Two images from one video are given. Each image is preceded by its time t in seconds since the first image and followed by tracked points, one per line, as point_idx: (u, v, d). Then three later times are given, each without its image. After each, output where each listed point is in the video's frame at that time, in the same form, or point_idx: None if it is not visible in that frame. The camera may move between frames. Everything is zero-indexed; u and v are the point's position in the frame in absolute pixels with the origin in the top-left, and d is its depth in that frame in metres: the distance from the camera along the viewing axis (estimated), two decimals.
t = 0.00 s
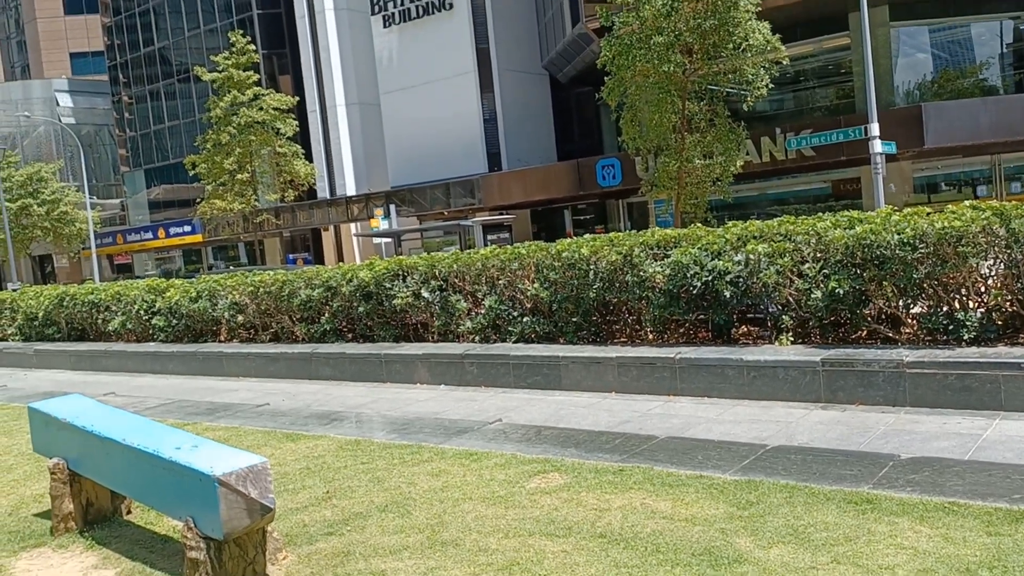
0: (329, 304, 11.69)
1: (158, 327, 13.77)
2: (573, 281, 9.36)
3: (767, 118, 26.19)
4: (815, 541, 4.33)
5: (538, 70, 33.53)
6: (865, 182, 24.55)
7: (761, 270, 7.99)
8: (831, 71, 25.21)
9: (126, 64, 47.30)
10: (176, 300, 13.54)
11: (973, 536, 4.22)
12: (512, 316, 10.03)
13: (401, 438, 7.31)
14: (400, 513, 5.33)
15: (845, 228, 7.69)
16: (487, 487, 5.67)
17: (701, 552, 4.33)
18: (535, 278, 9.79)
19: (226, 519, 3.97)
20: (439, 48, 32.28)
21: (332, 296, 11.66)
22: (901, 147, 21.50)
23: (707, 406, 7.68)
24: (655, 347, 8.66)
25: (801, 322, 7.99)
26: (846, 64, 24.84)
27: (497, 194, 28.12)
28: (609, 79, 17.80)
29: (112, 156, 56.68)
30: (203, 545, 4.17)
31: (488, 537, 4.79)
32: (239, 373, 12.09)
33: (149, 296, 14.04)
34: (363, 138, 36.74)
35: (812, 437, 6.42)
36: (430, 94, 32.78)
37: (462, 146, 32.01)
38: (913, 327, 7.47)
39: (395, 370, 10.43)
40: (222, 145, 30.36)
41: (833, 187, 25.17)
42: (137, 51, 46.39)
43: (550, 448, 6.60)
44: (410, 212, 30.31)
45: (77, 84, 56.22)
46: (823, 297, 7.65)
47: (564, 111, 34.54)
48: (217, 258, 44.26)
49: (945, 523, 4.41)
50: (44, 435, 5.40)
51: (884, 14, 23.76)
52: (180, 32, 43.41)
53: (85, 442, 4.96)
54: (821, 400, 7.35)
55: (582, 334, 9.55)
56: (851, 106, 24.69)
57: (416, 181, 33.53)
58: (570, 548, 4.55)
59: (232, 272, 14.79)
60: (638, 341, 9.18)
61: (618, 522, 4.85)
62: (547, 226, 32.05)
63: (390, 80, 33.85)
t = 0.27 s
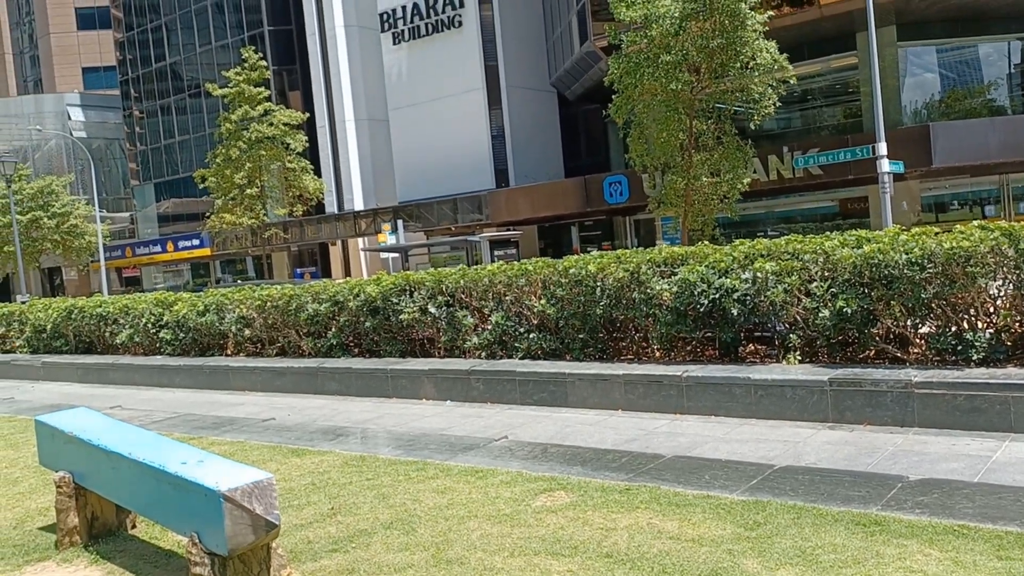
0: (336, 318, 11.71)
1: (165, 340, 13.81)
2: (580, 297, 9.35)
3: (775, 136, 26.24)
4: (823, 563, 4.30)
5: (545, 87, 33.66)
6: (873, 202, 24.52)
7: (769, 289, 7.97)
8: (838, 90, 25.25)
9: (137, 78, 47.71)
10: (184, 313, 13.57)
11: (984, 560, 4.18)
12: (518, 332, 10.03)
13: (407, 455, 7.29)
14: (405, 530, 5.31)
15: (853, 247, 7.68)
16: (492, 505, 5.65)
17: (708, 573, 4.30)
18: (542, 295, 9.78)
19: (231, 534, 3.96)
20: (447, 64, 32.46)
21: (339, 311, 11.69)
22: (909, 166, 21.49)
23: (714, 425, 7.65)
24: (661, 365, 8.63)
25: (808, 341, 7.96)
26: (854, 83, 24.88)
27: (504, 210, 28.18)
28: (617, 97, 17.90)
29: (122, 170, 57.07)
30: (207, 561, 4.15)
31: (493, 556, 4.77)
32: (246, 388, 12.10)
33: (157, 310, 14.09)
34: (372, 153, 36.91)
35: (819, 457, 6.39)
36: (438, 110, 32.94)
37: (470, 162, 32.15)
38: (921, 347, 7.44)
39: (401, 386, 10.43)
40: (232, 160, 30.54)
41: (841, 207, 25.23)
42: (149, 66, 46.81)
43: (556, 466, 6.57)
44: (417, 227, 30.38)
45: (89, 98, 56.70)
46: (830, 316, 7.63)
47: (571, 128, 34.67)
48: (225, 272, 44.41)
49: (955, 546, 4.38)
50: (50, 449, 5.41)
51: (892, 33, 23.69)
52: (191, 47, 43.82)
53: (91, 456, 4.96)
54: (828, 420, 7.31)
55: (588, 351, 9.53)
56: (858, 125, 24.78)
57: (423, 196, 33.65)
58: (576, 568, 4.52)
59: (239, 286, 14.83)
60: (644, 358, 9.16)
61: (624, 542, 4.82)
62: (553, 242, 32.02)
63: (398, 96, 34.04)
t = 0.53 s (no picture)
0: (340, 332, 11.71)
1: (169, 353, 13.82)
2: (584, 312, 9.34)
3: (779, 152, 26.28)
4: None
5: (550, 102, 33.80)
6: (878, 218, 24.65)
7: (774, 304, 7.95)
8: (843, 106, 25.31)
9: (145, 92, 48.01)
10: (188, 326, 13.58)
11: None
12: (522, 347, 10.01)
13: (410, 470, 7.27)
14: (408, 546, 5.28)
15: (858, 263, 7.67)
16: (495, 521, 5.62)
17: None
18: (545, 309, 9.76)
19: (234, 551, 3.94)
20: (453, 79, 32.61)
21: (343, 325, 11.69)
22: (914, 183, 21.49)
23: (718, 442, 7.61)
24: (665, 381, 8.61)
25: (814, 357, 7.93)
26: (858, 99, 24.94)
27: (509, 225, 28.23)
28: (621, 112, 17.99)
29: (128, 183, 57.35)
30: None
31: (496, 573, 4.74)
32: (249, 402, 12.09)
33: (161, 323, 14.10)
34: (377, 167, 37.03)
35: (824, 475, 6.35)
36: (443, 124, 33.06)
37: (475, 176, 32.26)
38: (927, 364, 7.41)
39: (405, 400, 10.41)
40: (238, 173, 30.67)
41: (845, 222, 25.20)
42: (156, 80, 47.12)
43: (560, 482, 6.55)
44: (422, 241, 30.43)
45: (95, 112, 57.02)
46: (836, 332, 7.61)
47: (576, 142, 34.74)
48: (230, 285, 44.49)
49: (962, 566, 4.33)
50: (54, 462, 5.41)
51: (897, 50, 23.95)
52: (199, 62, 44.12)
53: (94, 469, 4.95)
54: (834, 437, 7.27)
55: (593, 366, 9.51)
56: (862, 141, 24.69)
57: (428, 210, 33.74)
58: None
59: (244, 299, 14.85)
60: (649, 374, 9.13)
61: (628, 560, 4.79)
62: (558, 256, 32.07)
63: (403, 110, 34.17)
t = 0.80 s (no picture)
0: (343, 355, 11.70)
1: (172, 376, 13.81)
2: (587, 335, 9.33)
3: (781, 175, 26.35)
4: None
5: (553, 126, 34.01)
6: (881, 241, 24.68)
7: (777, 328, 7.93)
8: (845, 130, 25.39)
9: (151, 116, 48.38)
10: (191, 349, 13.59)
11: None
12: (525, 370, 10.00)
13: (413, 495, 7.23)
14: (411, 572, 5.24)
15: (862, 287, 7.67)
16: (499, 547, 5.58)
17: None
18: (548, 332, 9.76)
19: None
20: (457, 103, 32.81)
21: (346, 347, 11.68)
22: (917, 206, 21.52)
23: (723, 467, 7.56)
24: (669, 405, 8.58)
25: (818, 381, 7.91)
26: (860, 123, 25.05)
27: (511, 247, 28.27)
28: (624, 136, 18.11)
29: (133, 206, 57.65)
30: None
31: None
32: (252, 425, 12.06)
33: (164, 345, 14.11)
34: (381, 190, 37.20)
35: (829, 500, 6.31)
36: (447, 147, 33.24)
37: (478, 199, 32.40)
38: (931, 389, 7.38)
39: (407, 424, 10.38)
40: (243, 196, 30.82)
41: (848, 245, 25.25)
42: (162, 104, 47.49)
43: (563, 507, 6.52)
44: (425, 263, 30.47)
45: (102, 136, 57.46)
46: (839, 356, 7.59)
47: (579, 166, 34.94)
48: (233, 307, 44.54)
49: None
50: (56, 486, 5.39)
51: (897, 75, 23.96)
52: (205, 86, 44.50)
53: (96, 493, 4.93)
54: (839, 462, 7.23)
55: (596, 389, 9.48)
56: (864, 165, 25.03)
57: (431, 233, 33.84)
58: None
59: (247, 322, 14.85)
60: (652, 398, 9.11)
61: None
62: (561, 279, 32.08)
63: (407, 134, 34.36)
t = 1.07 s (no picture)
0: (345, 366, 11.69)
1: (174, 387, 13.80)
2: (589, 346, 9.32)
3: (783, 187, 26.38)
4: None
5: (555, 137, 34.09)
6: (882, 252, 24.62)
7: (779, 338, 7.91)
8: (846, 141, 25.41)
9: (154, 127, 48.55)
10: (193, 360, 13.59)
11: None
12: (527, 381, 9.98)
13: (414, 506, 7.21)
14: None
15: (864, 298, 7.65)
16: (500, 559, 5.57)
17: None
18: (550, 343, 9.75)
19: None
20: (459, 115, 32.91)
21: (348, 358, 11.68)
22: (919, 217, 21.51)
23: (725, 478, 7.54)
24: (671, 416, 8.56)
25: (820, 393, 7.89)
26: (861, 133, 25.09)
27: (513, 258, 28.28)
28: (626, 147, 18.17)
29: (136, 217, 57.79)
30: None
31: None
32: (254, 436, 12.04)
33: (166, 356, 14.12)
34: (383, 201, 37.27)
35: (833, 512, 6.28)
36: (449, 158, 33.30)
37: (480, 210, 32.46)
38: (934, 400, 7.37)
39: (409, 435, 10.36)
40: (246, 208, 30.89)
41: (850, 256, 25.21)
42: (165, 115, 47.67)
43: (565, 519, 6.49)
44: (426, 274, 30.47)
45: (105, 147, 57.65)
46: (842, 367, 7.57)
47: (581, 177, 35.02)
48: (235, 318, 44.55)
49: None
50: (56, 497, 5.37)
51: (898, 87, 23.98)
52: (208, 98, 44.69)
53: (97, 505, 4.92)
54: (842, 474, 7.20)
55: (598, 401, 9.46)
56: (866, 176, 25.06)
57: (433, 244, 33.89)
58: None
59: (249, 333, 14.84)
60: (654, 409, 9.09)
61: None
62: (563, 290, 32.07)
63: (409, 145, 34.45)
